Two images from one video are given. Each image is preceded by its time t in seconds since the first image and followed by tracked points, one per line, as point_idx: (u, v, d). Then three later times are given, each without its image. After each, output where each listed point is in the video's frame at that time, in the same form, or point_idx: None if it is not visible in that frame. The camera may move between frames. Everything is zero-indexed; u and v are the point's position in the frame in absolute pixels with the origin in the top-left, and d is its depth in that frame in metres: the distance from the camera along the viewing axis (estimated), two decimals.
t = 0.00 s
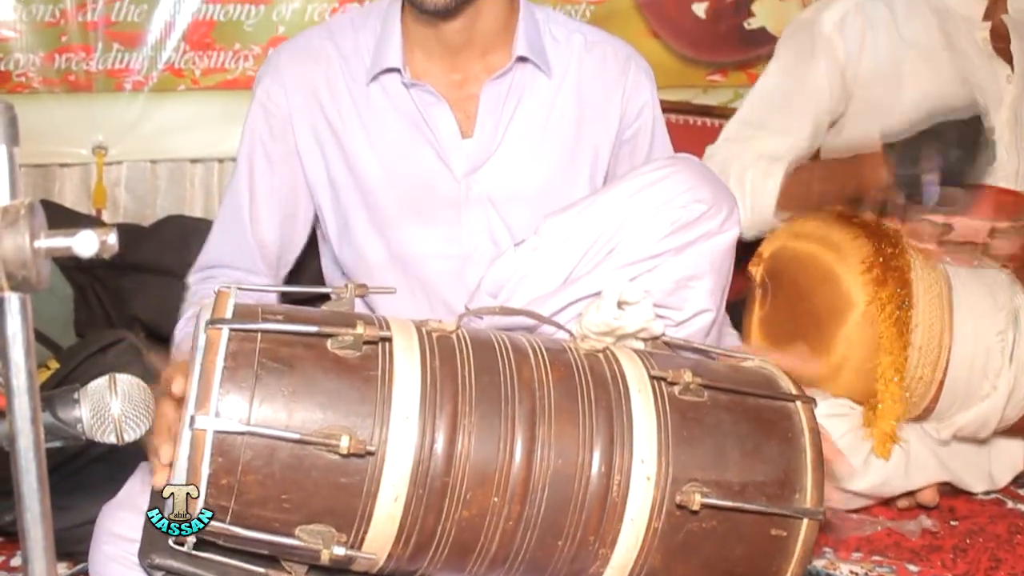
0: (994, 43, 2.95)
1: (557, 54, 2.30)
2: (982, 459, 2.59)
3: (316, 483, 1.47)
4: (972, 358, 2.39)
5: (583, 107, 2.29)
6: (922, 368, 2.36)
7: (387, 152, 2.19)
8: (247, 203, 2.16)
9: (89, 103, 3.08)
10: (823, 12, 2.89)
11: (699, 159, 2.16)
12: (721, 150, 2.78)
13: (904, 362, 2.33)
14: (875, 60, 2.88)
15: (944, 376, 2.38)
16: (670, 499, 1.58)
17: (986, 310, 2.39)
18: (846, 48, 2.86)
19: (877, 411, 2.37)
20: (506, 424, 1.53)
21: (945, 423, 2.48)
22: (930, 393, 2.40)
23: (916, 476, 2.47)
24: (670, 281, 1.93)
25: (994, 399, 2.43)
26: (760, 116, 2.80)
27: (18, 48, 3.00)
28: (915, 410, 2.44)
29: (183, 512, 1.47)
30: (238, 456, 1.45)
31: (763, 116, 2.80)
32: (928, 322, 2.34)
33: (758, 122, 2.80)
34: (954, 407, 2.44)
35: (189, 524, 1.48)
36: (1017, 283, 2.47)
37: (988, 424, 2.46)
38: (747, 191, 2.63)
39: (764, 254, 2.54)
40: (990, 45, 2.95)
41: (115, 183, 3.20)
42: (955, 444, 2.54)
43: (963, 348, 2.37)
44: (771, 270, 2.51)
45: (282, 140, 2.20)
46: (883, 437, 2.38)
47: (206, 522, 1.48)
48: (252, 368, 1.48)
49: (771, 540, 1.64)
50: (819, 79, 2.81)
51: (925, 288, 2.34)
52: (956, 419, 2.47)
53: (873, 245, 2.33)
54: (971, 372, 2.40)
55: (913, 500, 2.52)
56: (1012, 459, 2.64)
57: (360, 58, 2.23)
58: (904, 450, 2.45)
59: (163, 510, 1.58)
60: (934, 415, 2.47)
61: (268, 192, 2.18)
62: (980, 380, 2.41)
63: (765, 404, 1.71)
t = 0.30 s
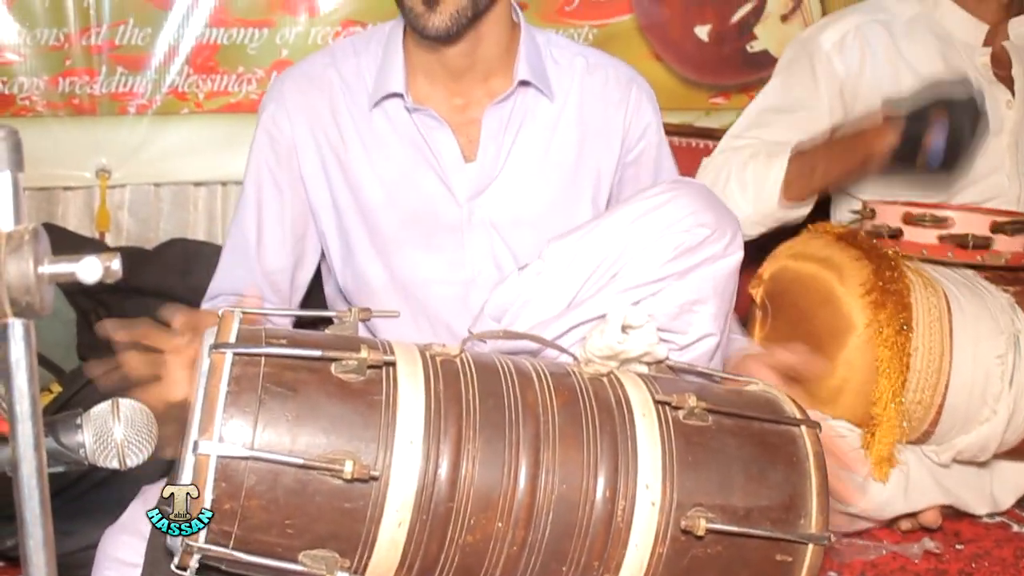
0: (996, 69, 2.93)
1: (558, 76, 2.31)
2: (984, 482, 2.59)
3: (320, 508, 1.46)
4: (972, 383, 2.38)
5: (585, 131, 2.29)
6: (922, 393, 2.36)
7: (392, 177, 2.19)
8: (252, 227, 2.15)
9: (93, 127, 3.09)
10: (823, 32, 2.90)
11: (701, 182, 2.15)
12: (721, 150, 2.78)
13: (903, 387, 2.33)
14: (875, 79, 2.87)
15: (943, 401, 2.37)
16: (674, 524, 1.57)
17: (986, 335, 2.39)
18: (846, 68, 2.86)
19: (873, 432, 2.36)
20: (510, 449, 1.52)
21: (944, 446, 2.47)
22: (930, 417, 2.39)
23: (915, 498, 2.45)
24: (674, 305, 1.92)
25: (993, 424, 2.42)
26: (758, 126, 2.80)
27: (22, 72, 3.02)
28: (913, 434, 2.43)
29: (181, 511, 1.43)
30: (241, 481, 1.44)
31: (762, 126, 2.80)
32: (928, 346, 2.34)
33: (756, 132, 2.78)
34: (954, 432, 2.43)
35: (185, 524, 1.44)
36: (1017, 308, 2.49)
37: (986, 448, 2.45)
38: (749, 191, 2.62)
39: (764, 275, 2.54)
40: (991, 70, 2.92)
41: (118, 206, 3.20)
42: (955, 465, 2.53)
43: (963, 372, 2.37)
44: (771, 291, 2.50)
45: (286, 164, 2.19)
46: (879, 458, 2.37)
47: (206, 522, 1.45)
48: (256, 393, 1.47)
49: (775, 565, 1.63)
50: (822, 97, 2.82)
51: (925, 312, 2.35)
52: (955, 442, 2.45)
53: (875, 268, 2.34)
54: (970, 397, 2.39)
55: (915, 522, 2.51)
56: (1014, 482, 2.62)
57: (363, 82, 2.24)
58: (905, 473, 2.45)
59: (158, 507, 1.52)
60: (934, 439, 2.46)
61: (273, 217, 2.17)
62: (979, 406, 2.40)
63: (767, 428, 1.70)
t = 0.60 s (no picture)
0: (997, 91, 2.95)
1: (564, 99, 2.31)
2: (989, 501, 2.57)
3: (324, 528, 1.45)
4: (978, 404, 2.37)
5: (591, 154, 2.30)
6: (927, 414, 2.35)
7: (397, 199, 2.20)
8: (258, 246, 2.16)
9: (98, 147, 3.11)
10: (824, 61, 2.90)
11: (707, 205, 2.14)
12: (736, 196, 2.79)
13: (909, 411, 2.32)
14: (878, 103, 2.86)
15: (949, 421, 2.36)
16: (679, 545, 1.56)
17: (992, 354, 2.39)
18: (848, 94, 2.86)
19: (874, 450, 2.35)
20: (515, 470, 1.52)
21: (949, 467, 2.46)
22: (935, 439, 2.38)
23: (920, 522, 2.43)
24: (679, 326, 1.92)
25: (999, 445, 2.41)
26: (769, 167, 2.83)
27: (28, 93, 3.03)
28: (918, 456, 2.42)
29: (183, 512, 1.43)
30: (245, 501, 1.44)
31: (774, 167, 2.83)
32: (934, 365, 2.34)
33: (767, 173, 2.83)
34: (959, 453, 2.42)
35: (187, 524, 1.44)
36: (1021, 329, 2.49)
37: (990, 471, 2.44)
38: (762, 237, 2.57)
39: (769, 296, 2.53)
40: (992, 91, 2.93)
41: (123, 226, 3.22)
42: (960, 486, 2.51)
43: (970, 393, 2.36)
44: (776, 311, 2.50)
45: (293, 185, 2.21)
46: (882, 478, 2.34)
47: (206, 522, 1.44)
48: (260, 413, 1.47)
49: None
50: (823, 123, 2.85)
51: (930, 332, 2.35)
52: (961, 463, 2.44)
53: (880, 289, 2.35)
54: (976, 417, 2.38)
55: (921, 544, 2.49)
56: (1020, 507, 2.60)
57: (371, 103, 2.25)
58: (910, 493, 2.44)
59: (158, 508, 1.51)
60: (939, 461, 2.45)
61: (279, 236, 2.19)
62: (984, 427, 2.39)
63: (772, 449, 1.70)
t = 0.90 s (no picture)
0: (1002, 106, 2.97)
1: (570, 118, 2.32)
2: (996, 524, 2.55)
3: (326, 553, 1.45)
4: (988, 425, 2.36)
5: (595, 172, 2.30)
6: (936, 436, 2.34)
7: (400, 219, 2.20)
8: (260, 263, 2.16)
9: (102, 165, 3.12)
10: (833, 71, 3.16)
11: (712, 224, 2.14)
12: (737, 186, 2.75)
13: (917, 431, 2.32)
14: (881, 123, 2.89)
15: (959, 443, 2.36)
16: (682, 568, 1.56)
17: (1001, 376, 2.38)
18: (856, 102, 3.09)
19: (888, 477, 2.36)
20: (517, 492, 1.51)
21: (959, 490, 2.45)
22: (945, 461, 2.37)
23: (929, 544, 2.45)
24: (683, 346, 1.91)
25: (1008, 468, 2.40)
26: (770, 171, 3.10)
27: (33, 110, 3.05)
28: (928, 478, 2.41)
29: (182, 512, 1.41)
30: (248, 526, 1.43)
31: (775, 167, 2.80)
32: (942, 388, 2.33)
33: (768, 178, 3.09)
34: (969, 476, 2.41)
35: (186, 524, 1.42)
36: None
37: (1001, 492, 2.43)
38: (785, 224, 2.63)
39: (776, 318, 2.52)
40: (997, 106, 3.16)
41: (127, 244, 3.22)
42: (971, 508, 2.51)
43: (978, 416, 2.35)
44: (783, 333, 2.48)
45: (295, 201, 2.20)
46: (895, 502, 2.37)
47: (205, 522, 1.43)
48: (262, 438, 1.47)
49: None
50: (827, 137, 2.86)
51: (938, 356, 2.34)
52: (972, 486, 2.43)
53: (886, 311, 2.34)
54: (985, 440, 2.37)
55: (927, 566, 2.50)
56: None
57: (375, 122, 2.26)
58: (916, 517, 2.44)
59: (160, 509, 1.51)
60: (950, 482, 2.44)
61: (281, 253, 2.18)
62: (994, 448, 2.38)
63: (777, 471, 1.69)
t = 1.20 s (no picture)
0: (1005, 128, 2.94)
1: (573, 139, 2.34)
2: (998, 544, 2.53)
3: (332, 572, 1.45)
4: (987, 444, 2.36)
5: (601, 194, 2.31)
6: (935, 455, 2.34)
7: (407, 240, 2.22)
8: (268, 287, 2.16)
9: (109, 182, 3.13)
10: (834, 90, 2.92)
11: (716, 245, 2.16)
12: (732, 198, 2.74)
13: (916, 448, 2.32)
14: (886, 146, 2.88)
15: (957, 461, 2.36)
16: None
17: (1001, 395, 2.37)
18: (856, 125, 2.87)
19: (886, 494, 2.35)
20: (523, 512, 1.52)
21: (959, 509, 2.44)
22: (944, 480, 2.37)
23: (930, 564, 2.42)
24: (687, 367, 1.91)
25: (1008, 487, 2.39)
26: (770, 178, 2.79)
27: (41, 127, 3.07)
28: (927, 496, 2.40)
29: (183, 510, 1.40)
30: (253, 544, 1.44)
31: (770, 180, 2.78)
32: (942, 409, 2.33)
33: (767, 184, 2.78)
34: (969, 493, 2.41)
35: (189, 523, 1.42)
36: None
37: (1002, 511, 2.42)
38: (761, 238, 2.63)
39: (776, 335, 2.52)
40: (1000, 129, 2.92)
41: (133, 261, 3.25)
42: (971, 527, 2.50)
43: (977, 434, 2.35)
44: (784, 350, 2.49)
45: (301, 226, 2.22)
46: (894, 520, 2.35)
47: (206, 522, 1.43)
48: (268, 455, 1.47)
49: None
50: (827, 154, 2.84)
51: (938, 375, 2.34)
52: (971, 504, 2.43)
53: (887, 330, 2.34)
54: (985, 457, 2.37)
55: None
56: None
57: (379, 145, 2.27)
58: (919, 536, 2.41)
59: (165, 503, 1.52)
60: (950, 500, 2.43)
61: (288, 277, 2.19)
62: (994, 467, 2.38)
63: (780, 490, 1.69)
